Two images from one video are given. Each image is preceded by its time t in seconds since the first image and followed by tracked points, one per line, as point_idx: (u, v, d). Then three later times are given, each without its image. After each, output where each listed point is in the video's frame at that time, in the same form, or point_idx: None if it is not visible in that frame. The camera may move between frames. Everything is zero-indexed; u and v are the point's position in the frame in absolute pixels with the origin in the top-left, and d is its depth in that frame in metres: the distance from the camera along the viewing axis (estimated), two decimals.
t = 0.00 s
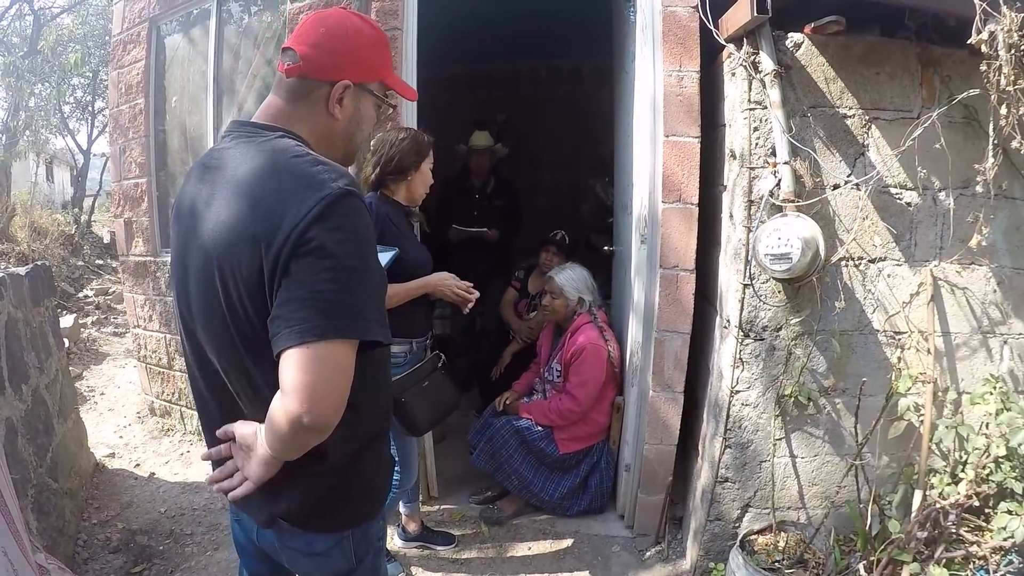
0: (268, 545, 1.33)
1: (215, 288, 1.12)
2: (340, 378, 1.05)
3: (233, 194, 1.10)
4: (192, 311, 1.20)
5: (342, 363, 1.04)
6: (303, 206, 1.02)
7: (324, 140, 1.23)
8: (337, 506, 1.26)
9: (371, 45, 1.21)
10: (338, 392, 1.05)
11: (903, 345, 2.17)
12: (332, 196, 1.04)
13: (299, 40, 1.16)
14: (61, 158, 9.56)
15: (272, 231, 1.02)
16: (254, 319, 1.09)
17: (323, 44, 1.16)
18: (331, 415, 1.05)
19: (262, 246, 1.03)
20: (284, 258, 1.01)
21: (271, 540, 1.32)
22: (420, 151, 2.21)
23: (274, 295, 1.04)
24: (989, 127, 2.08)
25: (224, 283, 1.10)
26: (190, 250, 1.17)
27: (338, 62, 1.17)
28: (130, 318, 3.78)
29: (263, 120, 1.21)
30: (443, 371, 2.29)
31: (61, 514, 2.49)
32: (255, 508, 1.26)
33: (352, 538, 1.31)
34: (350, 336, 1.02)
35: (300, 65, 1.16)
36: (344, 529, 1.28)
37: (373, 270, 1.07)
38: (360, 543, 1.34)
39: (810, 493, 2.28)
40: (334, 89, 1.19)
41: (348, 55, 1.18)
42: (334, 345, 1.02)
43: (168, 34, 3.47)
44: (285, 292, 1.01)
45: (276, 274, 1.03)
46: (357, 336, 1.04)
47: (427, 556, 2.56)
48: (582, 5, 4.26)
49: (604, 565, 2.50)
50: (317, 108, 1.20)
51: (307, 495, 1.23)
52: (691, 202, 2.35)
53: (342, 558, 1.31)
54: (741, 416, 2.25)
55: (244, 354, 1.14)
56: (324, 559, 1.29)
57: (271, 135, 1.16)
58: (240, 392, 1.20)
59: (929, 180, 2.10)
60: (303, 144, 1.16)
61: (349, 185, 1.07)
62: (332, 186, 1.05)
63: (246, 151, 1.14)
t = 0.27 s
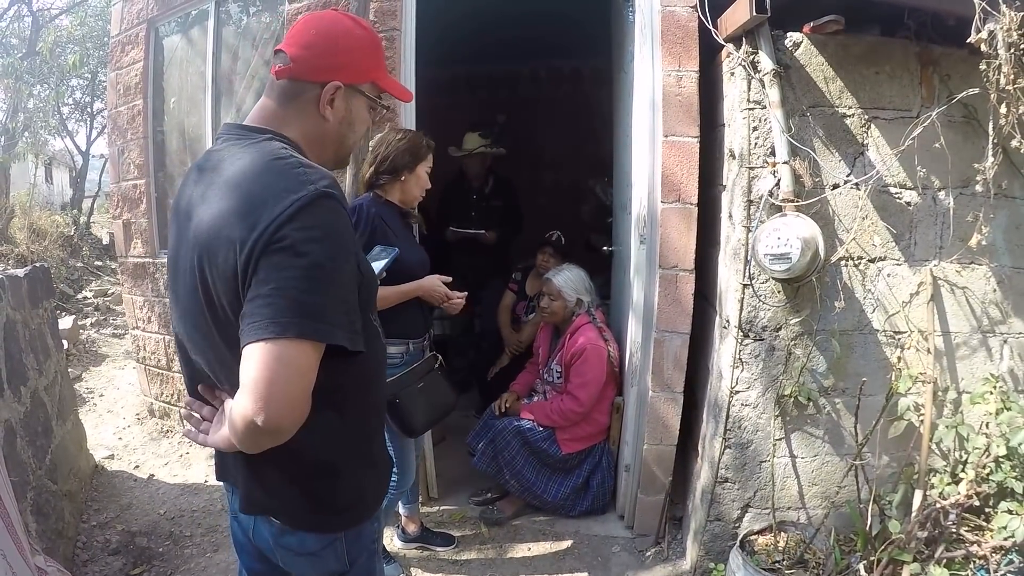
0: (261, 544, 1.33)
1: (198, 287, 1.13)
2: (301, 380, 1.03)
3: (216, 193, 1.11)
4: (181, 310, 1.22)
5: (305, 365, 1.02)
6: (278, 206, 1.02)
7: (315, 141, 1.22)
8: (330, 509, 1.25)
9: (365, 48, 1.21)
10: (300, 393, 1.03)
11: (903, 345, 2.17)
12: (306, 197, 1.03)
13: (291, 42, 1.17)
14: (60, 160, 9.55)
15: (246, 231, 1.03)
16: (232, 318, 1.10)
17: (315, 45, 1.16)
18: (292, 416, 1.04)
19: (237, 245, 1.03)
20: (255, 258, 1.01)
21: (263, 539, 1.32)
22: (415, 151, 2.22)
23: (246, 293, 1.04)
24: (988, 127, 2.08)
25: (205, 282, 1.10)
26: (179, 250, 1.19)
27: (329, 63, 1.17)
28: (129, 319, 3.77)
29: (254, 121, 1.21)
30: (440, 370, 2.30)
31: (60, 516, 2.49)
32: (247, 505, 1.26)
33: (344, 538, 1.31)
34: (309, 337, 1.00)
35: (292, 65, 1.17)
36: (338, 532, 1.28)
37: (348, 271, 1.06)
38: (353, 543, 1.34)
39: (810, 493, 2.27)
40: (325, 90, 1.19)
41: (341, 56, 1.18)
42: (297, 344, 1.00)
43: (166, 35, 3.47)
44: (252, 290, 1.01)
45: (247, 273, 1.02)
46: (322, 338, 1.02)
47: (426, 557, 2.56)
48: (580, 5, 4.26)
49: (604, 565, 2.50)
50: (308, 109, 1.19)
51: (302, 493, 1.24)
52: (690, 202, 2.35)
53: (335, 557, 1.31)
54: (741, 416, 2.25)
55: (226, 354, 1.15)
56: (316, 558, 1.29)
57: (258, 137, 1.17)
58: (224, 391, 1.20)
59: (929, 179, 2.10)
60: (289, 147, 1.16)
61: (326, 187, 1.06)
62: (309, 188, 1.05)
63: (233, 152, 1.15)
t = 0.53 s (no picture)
0: (250, 545, 1.33)
1: (187, 285, 1.13)
2: (282, 382, 1.02)
3: (204, 192, 1.11)
4: (173, 308, 1.22)
5: (284, 367, 1.01)
6: (262, 206, 1.02)
7: (308, 141, 1.21)
8: (318, 514, 1.25)
9: (361, 49, 1.21)
10: (282, 395, 1.03)
11: (902, 345, 2.16)
12: (290, 197, 1.03)
13: (287, 41, 1.17)
14: (59, 159, 9.54)
15: (230, 230, 1.02)
16: (218, 317, 1.10)
17: (311, 44, 1.16)
18: (275, 418, 1.04)
19: (221, 245, 1.03)
20: (238, 258, 1.01)
21: (253, 540, 1.32)
22: (413, 150, 2.22)
23: (229, 293, 1.04)
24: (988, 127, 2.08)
25: (193, 280, 1.11)
26: (170, 247, 1.19)
27: (324, 63, 1.17)
28: (128, 319, 3.77)
29: (248, 119, 1.21)
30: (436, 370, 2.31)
31: (58, 516, 2.49)
32: (235, 507, 1.26)
33: (334, 543, 1.30)
34: (291, 339, 1.00)
35: (287, 64, 1.16)
36: (326, 537, 1.27)
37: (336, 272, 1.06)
38: (341, 548, 1.32)
39: (809, 494, 2.27)
40: (319, 90, 1.18)
41: (337, 57, 1.18)
42: (274, 348, 1.00)
43: (165, 35, 3.47)
44: (234, 292, 1.01)
45: (231, 273, 1.02)
46: (308, 339, 1.02)
47: (425, 557, 2.55)
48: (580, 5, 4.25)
49: (603, 566, 2.50)
50: (302, 108, 1.19)
51: (290, 498, 1.23)
52: (690, 202, 2.35)
53: (323, 562, 1.30)
54: (740, 417, 2.24)
55: (213, 352, 1.15)
56: (303, 562, 1.29)
57: (249, 135, 1.16)
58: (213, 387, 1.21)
59: (928, 180, 2.10)
60: (280, 145, 1.16)
61: (311, 186, 1.06)
62: (294, 188, 1.04)
63: (222, 150, 1.15)
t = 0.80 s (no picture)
0: (244, 551, 1.33)
1: (184, 286, 1.13)
2: (280, 386, 1.02)
3: (201, 192, 1.11)
4: (170, 308, 1.22)
5: (283, 370, 1.01)
6: (260, 208, 1.02)
7: (306, 143, 1.21)
8: (312, 521, 1.25)
9: (361, 51, 1.21)
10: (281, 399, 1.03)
11: (901, 345, 2.16)
12: (288, 198, 1.03)
13: (287, 42, 1.17)
14: (58, 160, 9.54)
15: (227, 231, 1.02)
16: (215, 318, 1.10)
17: (311, 46, 1.16)
18: (273, 422, 1.04)
19: (219, 246, 1.03)
20: (235, 260, 1.01)
21: (246, 546, 1.32)
22: (426, 152, 2.22)
23: (227, 295, 1.04)
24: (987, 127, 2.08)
25: (189, 280, 1.11)
26: (167, 247, 1.19)
27: (324, 64, 1.17)
28: (127, 320, 3.77)
29: (247, 119, 1.21)
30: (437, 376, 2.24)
31: (57, 517, 2.49)
32: (228, 513, 1.26)
33: (327, 550, 1.30)
34: (290, 342, 1.00)
35: (287, 65, 1.16)
36: (320, 544, 1.27)
37: (334, 274, 1.06)
38: (334, 555, 1.32)
39: (808, 494, 2.27)
40: (318, 92, 1.18)
41: (337, 59, 1.18)
42: (274, 351, 1.00)
43: (164, 35, 3.47)
44: (232, 294, 1.01)
45: (228, 275, 1.02)
46: (307, 342, 1.01)
47: (424, 557, 2.56)
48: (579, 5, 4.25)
49: (602, 566, 2.50)
50: (301, 110, 1.19)
51: (282, 504, 1.23)
52: (688, 202, 2.35)
53: (315, 569, 1.30)
54: (739, 416, 2.25)
55: (210, 353, 1.15)
56: (294, 569, 1.28)
57: (247, 135, 1.16)
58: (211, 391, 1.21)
59: (927, 180, 2.10)
60: (278, 146, 1.15)
61: (310, 188, 1.06)
62: (292, 189, 1.04)
63: (220, 150, 1.15)
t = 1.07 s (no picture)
0: (243, 554, 1.33)
1: (183, 286, 1.13)
2: (284, 386, 1.03)
3: (200, 192, 1.11)
4: (168, 308, 1.21)
5: (287, 370, 1.02)
6: (261, 208, 1.02)
7: (306, 143, 1.21)
8: (313, 523, 1.25)
9: (362, 50, 1.21)
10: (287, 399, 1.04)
11: (899, 344, 2.17)
12: (291, 197, 1.03)
13: (288, 43, 1.17)
14: (58, 160, 9.55)
15: (229, 231, 1.03)
16: (214, 319, 1.10)
17: (311, 46, 1.16)
18: (277, 423, 1.04)
19: (219, 247, 1.03)
20: (237, 261, 1.01)
21: (245, 549, 1.32)
22: (469, 194, 2.31)
23: (228, 295, 1.04)
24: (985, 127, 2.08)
25: (188, 280, 1.11)
26: (165, 246, 1.19)
27: (324, 64, 1.17)
28: (126, 320, 3.77)
29: (246, 119, 1.21)
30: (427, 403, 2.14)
31: (57, 517, 2.49)
32: (227, 516, 1.27)
33: (326, 552, 1.30)
34: (294, 342, 1.00)
35: (287, 66, 1.17)
36: (321, 546, 1.28)
37: (337, 273, 1.06)
38: (334, 556, 1.32)
39: (807, 492, 2.28)
40: (319, 92, 1.18)
41: (337, 60, 1.18)
42: (280, 350, 1.00)
43: (163, 35, 3.47)
44: (234, 295, 1.01)
45: (230, 275, 1.02)
46: (310, 341, 1.02)
47: (424, 556, 2.56)
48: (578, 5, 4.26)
49: (601, 565, 2.50)
50: (301, 111, 1.19)
51: (282, 507, 1.23)
52: (687, 202, 2.35)
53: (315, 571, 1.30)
54: (738, 416, 2.25)
55: (209, 353, 1.15)
56: (294, 572, 1.28)
57: (247, 135, 1.16)
58: (210, 393, 1.21)
59: (925, 179, 2.10)
60: (278, 145, 1.15)
61: (311, 187, 1.06)
62: (294, 188, 1.04)
63: (220, 149, 1.15)
